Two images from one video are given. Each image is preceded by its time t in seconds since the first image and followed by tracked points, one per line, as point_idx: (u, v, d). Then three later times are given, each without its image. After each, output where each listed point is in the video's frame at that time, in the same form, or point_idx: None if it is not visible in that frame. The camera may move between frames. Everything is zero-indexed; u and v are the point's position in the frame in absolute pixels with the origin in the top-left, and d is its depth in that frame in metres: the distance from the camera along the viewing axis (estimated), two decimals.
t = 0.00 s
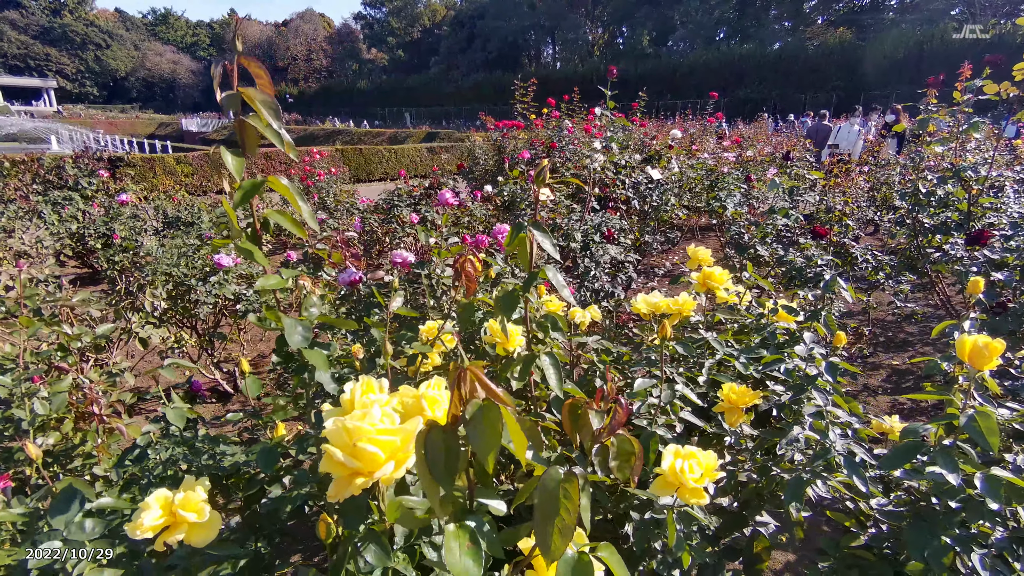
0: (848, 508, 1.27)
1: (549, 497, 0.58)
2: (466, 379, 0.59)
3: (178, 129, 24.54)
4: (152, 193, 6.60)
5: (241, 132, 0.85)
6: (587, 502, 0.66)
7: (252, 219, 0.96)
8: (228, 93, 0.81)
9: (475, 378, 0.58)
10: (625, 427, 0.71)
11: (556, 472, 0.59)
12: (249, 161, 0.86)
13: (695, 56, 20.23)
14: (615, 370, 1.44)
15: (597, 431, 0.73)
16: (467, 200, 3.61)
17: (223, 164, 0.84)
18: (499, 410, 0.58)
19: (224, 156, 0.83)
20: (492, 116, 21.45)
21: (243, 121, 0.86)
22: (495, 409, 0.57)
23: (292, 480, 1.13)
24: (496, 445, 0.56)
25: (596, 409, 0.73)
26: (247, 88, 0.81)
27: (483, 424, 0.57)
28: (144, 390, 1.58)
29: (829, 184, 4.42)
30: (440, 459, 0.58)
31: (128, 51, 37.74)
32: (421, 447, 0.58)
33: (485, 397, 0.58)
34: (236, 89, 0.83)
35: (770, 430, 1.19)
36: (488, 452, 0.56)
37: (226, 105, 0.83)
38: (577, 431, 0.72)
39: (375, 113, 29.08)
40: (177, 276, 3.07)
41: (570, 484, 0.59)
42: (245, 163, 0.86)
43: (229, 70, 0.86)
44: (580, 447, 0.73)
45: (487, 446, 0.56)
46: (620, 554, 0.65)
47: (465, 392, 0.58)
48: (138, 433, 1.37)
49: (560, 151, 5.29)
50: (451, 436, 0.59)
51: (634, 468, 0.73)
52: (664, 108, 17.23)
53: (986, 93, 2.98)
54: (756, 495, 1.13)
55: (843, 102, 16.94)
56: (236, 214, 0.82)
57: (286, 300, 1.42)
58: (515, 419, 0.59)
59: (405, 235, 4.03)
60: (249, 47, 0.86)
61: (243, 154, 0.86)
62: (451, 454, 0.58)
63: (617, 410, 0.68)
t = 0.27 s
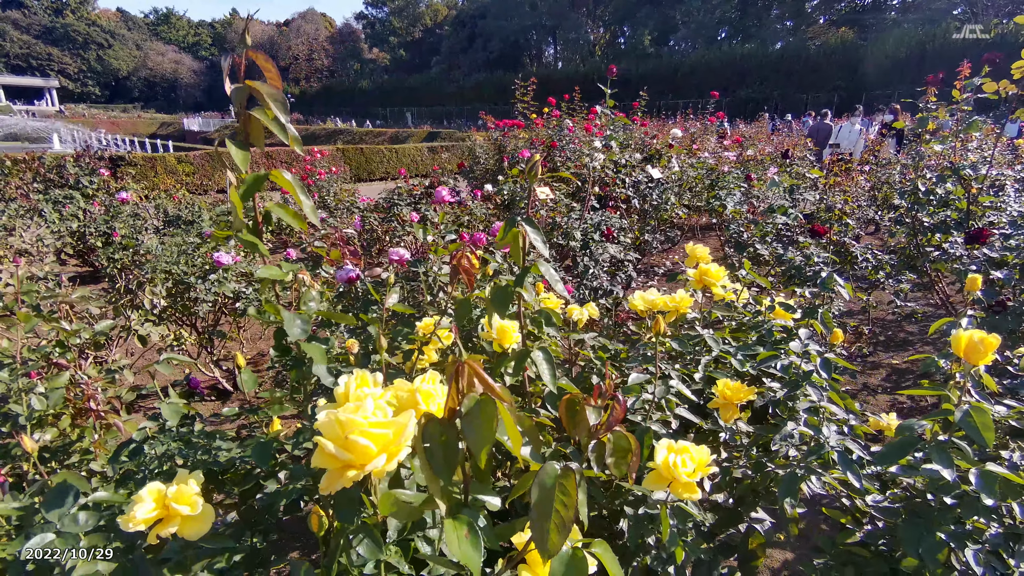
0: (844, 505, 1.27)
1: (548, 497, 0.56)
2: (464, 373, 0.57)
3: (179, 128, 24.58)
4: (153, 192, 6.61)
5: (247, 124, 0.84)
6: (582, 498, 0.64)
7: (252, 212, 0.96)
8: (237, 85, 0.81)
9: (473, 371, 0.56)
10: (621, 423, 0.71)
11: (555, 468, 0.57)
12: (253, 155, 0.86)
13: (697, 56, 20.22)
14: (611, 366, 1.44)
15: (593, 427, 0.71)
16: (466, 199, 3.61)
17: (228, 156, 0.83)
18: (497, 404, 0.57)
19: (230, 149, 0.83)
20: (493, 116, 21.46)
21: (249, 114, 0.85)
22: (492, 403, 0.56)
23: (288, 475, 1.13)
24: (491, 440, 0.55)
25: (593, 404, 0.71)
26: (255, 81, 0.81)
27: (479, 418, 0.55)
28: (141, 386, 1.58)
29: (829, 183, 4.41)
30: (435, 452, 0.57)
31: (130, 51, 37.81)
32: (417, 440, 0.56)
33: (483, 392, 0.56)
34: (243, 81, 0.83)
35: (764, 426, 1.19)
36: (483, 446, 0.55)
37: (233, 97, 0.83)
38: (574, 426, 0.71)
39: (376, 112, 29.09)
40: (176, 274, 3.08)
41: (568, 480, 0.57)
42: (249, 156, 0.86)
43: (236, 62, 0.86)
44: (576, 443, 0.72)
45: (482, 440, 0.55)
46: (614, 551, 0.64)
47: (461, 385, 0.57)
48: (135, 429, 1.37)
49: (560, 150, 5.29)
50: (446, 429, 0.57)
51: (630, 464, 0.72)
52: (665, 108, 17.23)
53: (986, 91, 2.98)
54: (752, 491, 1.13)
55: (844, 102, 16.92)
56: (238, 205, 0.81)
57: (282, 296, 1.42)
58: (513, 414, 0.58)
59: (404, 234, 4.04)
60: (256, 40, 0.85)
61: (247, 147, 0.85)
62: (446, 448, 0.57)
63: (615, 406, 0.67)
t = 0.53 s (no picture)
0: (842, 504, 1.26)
1: (541, 493, 0.56)
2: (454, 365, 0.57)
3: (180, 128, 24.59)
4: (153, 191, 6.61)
5: (228, 121, 0.85)
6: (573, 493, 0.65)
7: (240, 210, 0.96)
8: (214, 82, 0.81)
9: (464, 364, 0.56)
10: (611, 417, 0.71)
11: (545, 462, 0.57)
12: (235, 151, 0.86)
13: (698, 56, 20.21)
14: (609, 365, 1.44)
15: (584, 422, 0.72)
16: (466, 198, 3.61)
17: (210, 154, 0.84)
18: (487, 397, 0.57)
19: (210, 148, 0.83)
20: (494, 116, 21.45)
21: (231, 110, 0.85)
22: (484, 396, 0.56)
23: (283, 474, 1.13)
24: (482, 433, 0.55)
25: (583, 399, 0.72)
26: (233, 78, 0.82)
27: (471, 411, 0.55)
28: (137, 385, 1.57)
29: (829, 183, 4.41)
30: (428, 446, 0.57)
31: (131, 51, 37.84)
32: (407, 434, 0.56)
33: (474, 385, 0.56)
34: (223, 78, 0.83)
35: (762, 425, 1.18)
36: (475, 439, 0.55)
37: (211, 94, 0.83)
38: (564, 422, 0.71)
39: (377, 112, 29.10)
40: (175, 273, 3.07)
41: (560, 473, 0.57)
42: (232, 153, 0.86)
43: (217, 58, 0.85)
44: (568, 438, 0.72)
45: (474, 434, 0.55)
46: (606, 545, 0.64)
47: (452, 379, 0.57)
48: (131, 428, 1.37)
49: (561, 150, 5.28)
50: (438, 424, 0.58)
51: (621, 459, 0.72)
52: (666, 108, 17.21)
53: (986, 90, 2.97)
54: (748, 489, 1.12)
55: (846, 101, 16.89)
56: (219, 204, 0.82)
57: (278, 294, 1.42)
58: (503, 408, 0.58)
59: (404, 233, 4.03)
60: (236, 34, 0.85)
61: (229, 145, 0.86)
62: (438, 442, 0.57)
63: (606, 401, 0.68)
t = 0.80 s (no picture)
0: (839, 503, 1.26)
1: (524, 483, 0.56)
2: (431, 361, 0.57)
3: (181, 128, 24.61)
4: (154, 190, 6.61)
5: (228, 118, 0.84)
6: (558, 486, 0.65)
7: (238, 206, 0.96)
8: (214, 79, 0.81)
9: (441, 359, 0.56)
10: (595, 411, 0.71)
11: (527, 456, 0.57)
12: (234, 148, 0.86)
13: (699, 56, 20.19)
14: (606, 364, 1.44)
15: (569, 416, 0.72)
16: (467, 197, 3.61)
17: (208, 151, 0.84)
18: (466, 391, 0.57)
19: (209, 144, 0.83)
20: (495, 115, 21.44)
21: (230, 107, 0.85)
22: (461, 390, 0.56)
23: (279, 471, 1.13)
24: (462, 427, 0.55)
25: (568, 393, 0.72)
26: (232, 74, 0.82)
27: (448, 405, 0.56)
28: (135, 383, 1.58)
29: (829, 182, 4.40)
30: (408, 441, 0.57)
31: (133, 50, 37.87)
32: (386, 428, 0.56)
33: (451, 379, 0.56)
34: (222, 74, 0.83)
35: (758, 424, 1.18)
36: (454, 433, 0.55)
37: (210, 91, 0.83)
38: (549, 415, 0.72)
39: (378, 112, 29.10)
40: (175, 272, 3.08)
41: (541, 467, 0.58)
42: (230, 149, 0.86)
43: (217, 55, 0.86)
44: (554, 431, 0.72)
45: (453, 428, 0.55)
46: (593, 537, 0.64)
47: (430, 374, 0.57)
48: (128, 425, 1.37)
49: (561, 149, 5.28)
50: (420, 418, 0.58)
51: (606, 452, 0.73)
52: (667, 108, 17.20)
53: (987, 89, 2.97)
54: (744, 487, 1.13)
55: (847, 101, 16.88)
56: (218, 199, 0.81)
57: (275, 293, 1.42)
58: (484, 401, 0.58)
59: (403, 233, 4.03)
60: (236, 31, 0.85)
61: (228, 141, 0.86)
62: (419, 436, 0.57)
63: (589, 393, 0.68)
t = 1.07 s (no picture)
0: (840, 502, 1.25)
1: (525, 483, 0.56)
2: (436, 357, 0.56)
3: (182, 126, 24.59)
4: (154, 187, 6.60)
5: (222, 109, 0.83)
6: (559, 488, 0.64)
7: (232, 201, 0.95)
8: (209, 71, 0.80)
9: (446, 356, 0.55)
10: (598, 411, 0.71)
11: (529, 454, 0.57)
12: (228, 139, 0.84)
13: (700, 54, 20.15)
14: (605, 361, 1.43)
15: (571, 416, 0.72)
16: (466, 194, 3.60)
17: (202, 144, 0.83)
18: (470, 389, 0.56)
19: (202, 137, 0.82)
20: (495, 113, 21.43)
21: (224, 101, 0.84)
22: (466, 387, 0.55)
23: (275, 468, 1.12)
24: (464, 425, 0.55)
25: (570, 394, 0.71)
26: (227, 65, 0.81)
27: (452, 402, 0.55)
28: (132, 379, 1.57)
29: (830, 179, 4.39)
30: (408, 439, 0.56)
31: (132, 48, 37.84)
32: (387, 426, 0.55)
33: (455, 376, 0.56)
34: (217, 67, 0.82)
35: (757, 422, 1.17)
36: (457, 431, 0.54)
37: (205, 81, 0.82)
38: (551, 415, 0.71)
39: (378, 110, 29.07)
40: (174, 269, 3.07)
41: (544, 467, 0.57)
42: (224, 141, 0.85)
43: (212, 48, 0.85)
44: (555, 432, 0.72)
45: (455, 426, 0.54)
46: (593, 539, 0.63)
47: (433, 371, 0.56)
48: (124, 422, 1.37)
49: (562, 146, 5.26)
50: (420, 415, 0.57)
51: (609, 452, 0.72)
52: (668, 105, 17.18)
53: (989, 85, 2.95)
54: (744, 485, 1.12)
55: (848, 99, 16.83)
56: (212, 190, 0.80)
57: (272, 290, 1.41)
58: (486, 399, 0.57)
59: (403, 230, 4.03)
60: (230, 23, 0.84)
61: (222, 132, 0.84)
62: (419, 434, 0.56)
63: (593, 393, 0.67)
